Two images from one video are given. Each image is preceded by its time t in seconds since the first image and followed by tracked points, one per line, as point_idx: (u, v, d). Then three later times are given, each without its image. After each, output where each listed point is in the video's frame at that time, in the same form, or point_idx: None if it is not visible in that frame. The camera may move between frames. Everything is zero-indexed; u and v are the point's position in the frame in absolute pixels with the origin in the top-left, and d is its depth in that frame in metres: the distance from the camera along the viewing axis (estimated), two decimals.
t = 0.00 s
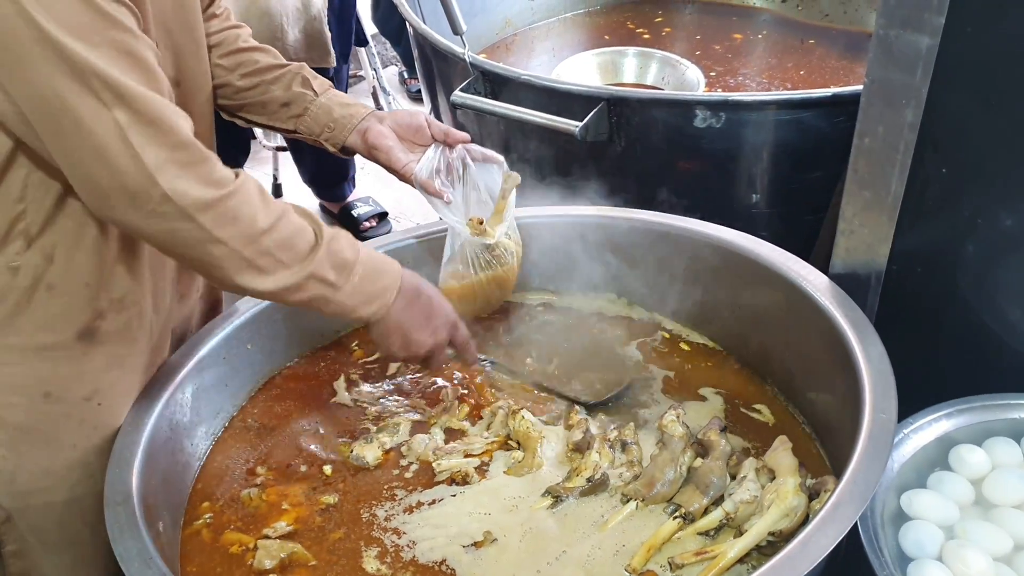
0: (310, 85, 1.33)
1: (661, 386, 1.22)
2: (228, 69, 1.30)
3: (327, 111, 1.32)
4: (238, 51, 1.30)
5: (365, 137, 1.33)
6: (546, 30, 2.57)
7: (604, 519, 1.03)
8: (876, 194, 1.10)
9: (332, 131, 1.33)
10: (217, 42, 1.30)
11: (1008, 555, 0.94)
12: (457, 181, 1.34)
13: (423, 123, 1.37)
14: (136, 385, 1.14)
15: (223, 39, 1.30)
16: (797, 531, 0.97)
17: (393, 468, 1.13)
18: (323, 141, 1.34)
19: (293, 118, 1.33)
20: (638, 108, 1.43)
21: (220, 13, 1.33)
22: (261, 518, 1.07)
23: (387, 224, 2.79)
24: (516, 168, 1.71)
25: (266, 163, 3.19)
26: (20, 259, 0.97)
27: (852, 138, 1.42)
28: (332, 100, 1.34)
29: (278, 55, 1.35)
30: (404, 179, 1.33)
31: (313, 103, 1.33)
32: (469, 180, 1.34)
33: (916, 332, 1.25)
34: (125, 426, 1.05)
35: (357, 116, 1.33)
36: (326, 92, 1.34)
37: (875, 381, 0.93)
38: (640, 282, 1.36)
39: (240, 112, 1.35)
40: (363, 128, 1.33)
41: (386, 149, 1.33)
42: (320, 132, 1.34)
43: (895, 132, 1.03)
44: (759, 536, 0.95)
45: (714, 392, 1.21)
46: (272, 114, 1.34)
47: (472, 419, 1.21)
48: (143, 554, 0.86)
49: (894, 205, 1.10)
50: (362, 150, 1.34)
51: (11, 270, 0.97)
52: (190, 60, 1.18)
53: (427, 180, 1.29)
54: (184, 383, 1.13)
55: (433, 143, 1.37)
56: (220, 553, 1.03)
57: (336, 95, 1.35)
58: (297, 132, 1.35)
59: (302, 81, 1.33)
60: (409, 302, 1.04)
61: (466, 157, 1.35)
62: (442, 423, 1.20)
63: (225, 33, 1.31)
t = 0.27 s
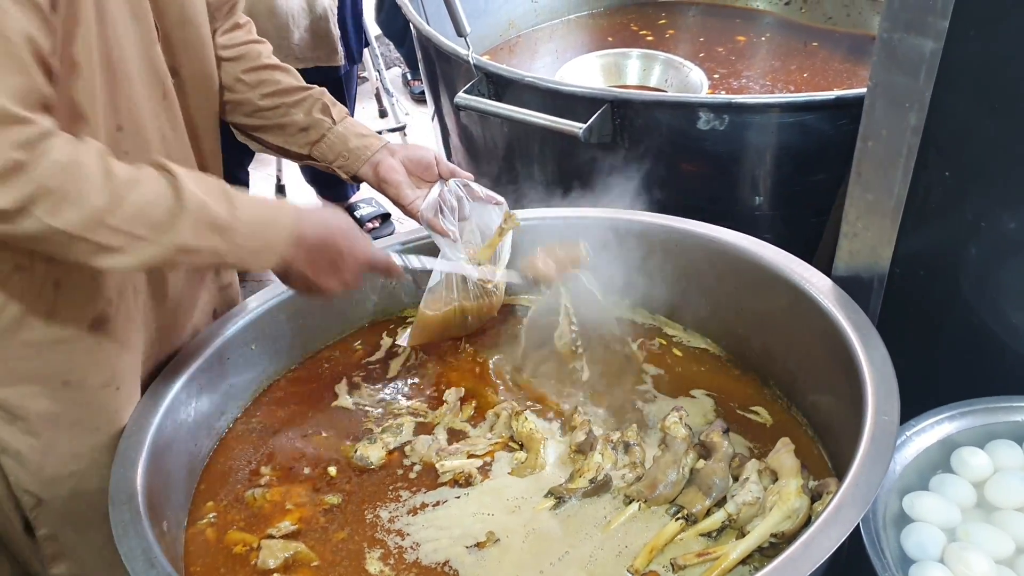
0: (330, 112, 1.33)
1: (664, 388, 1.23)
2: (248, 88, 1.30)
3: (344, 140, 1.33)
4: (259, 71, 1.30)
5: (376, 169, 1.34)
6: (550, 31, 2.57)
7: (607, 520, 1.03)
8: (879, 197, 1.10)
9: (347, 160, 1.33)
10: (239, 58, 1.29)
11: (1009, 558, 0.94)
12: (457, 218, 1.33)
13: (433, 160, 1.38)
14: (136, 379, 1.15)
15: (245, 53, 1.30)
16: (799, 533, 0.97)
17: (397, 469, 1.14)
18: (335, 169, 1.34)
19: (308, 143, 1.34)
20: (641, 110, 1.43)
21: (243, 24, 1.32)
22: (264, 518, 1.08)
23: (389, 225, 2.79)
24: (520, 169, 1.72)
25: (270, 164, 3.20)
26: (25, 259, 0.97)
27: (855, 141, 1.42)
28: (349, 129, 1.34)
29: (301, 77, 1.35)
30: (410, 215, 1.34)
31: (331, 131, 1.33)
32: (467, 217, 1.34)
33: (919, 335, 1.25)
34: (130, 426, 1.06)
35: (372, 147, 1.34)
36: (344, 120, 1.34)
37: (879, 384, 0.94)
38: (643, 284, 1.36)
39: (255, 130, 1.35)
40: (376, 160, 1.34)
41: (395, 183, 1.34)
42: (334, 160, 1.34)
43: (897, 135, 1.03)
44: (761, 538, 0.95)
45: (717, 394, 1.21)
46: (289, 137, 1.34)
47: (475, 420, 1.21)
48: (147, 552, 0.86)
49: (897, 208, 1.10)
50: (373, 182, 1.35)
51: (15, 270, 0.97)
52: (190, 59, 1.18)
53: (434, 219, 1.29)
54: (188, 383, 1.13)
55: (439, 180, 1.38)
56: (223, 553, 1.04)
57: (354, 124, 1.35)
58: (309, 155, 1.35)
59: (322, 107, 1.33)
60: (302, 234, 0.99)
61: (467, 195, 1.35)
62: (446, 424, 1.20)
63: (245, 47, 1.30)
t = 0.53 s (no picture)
0: (324, 104, 1.34)
1: (664, 389, 1.23)
2: (242, 83, 1.32)
3: (339, 132, 1.33)
4: (252, 66, 1.32)
5: (374, 158, 1.34)
6: (551, 34, 2.58)
7: (607, 522, 1.03)
8: (879, 199, 1.10)
9: (343, 151, 1.33)
10: (232, 54, 1.31)
11: (1007, 559, 0.94)
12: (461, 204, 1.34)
13: (431, 148, 1.38)
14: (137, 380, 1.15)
15: (238, 51, 1.31)
16: (798, 535, 0.97)
17: (398, 470, 1.14)
18: (333, 161, 1.34)
19: (305, 137, 1.34)
20: (642, 112, 1.43)
21: (236, 26, 1.34)
22: (265, 518, 1.08)
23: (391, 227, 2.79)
24: (521, 172, 1.72)
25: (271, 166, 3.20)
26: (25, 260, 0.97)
27: (855, 144, 1.43)
28: (344, 121, 1.34)
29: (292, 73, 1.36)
30: (411, 203, 1.36)
31: (325, 123, 1.33)
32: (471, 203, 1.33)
33: (918, 338, 1.26)
34: (131, 426, 1.06)
35: (368, 137, 1.33)
36: (339, 113, 1.35)
37: (878, 386, 0.94)
38: (642, 286, 1.37)
39: (252, 128, 1.37)
40: (374, 148, 1.34)
41: (395, 172, 1.34)
42: (330, 152, 1.34)
43: (897, 138, 1.04)
44: (760, 540, 0.96)
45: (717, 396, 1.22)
46: (285, 132, 1.35)
47: (476, 421, 1.22)
48: (149, 553, 0.87)
49: (896, 210, 1.10)
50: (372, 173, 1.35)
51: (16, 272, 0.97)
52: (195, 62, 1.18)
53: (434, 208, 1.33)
54: (190, 384, 1.14)
55: (440, 167, 1.39)
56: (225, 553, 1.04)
57: (349, 116, 1.35)
58: (306, 149, 1.35)
59: (315, 100, 1.33)
60: (233, 184, 0.98)
61: (468, 180, 1.34)
62: (446, 425, 1.20)
63: (238, 46, 1.32)
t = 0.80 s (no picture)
0: (308, 86, 1.35)
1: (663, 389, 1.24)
2: (227, 70, 1.31)
3: (325, 113, 1.34)
4: (238, 51, 1.32)
5: (362, 138, 1.35)
6: (553, 35, 2.59)
7: (607, 519, 1.04)
8: (878, 199, 1.11)
9: (330, 131, 1.34)
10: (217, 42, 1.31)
11: (1006, 557, 0.95)
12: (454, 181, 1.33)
13: (420, 125, 1.38)
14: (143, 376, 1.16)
15: (222, 38, 1.31)
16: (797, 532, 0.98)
17: (399, 468, 1.15)
18: (321, 142, 1.35)
19: (292, 118, 1.35)
20: (643, 112, 1.44)
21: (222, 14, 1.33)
22: (267, 515, 1.09)
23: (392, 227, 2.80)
24: (522, 171, 1.73)
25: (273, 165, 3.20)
26: (29, 258, 0.97)
27: (855, 144, 1.43)
28: (330, 101, 1.35)
29: (276, 56, 1.36)
30: (402, 180, 1.35)
31: (312, 104, 1.34)
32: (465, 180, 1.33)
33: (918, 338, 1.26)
34: (134, 423, 1.07)
35: (354, 117, 1.35)
36: (324, 93, 1.36)
37: (877, 385, 0.94)
38: (642, 285, 1.37)
39: (239, 112, 1.37)
40: (361, 129, 1.34)
41: (383, 151, 1.35)
42: (318, 133, 1.35)
43: (897, 139, 1.04)
44: (759, 537, 0.96)
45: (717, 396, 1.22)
46: (271, 114, 1.36)
47: (477, 420, 1.22)
48: (152, 548, 0.87)
49: (896, 210, 1.11)
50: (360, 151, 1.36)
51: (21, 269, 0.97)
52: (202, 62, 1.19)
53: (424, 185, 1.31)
54: (193, 382, 1.14)
55: (430, 144, 1.39)
56: (227, 550, 1.05)
57: (335, 96, 1.36)
58: (294, 130, 1.36)
59: (301, 82, 1.34)
60: (397, 280, 1.03)
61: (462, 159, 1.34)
62: (447, 423, 1.21)
63: (220, 33, 1.32)
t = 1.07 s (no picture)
0: (319, 91, 1.35)
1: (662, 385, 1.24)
2: (239, 70, 1.33)
3: (335, 118, 1.34)
4: (251, 53, 1.33)
5: (369, 145, 1.34)
6: (556, 33, 2.59)
7: (608, 514, 1.04)
8: (878, 195, 1.11)
9: (339, 137, 1.34)
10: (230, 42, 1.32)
11: (1004, 551, 0.95)
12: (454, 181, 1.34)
13: (424, 134, 1.39)
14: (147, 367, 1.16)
15: (235, 38, 1.32)
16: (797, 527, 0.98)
17: (401, 462, 1.15)
18: (328, 148, 1.35)
19: (302, 122, 1.36)
20: (643, 110, 1.44)
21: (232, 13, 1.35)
22: (270, 508, 1.09)
23: (395, 226, 2.80)
24: (524, 169, 1.73)
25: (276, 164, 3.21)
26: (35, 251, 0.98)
27: (856, 142, 1.44)
28: (340, 108, 1.35)
29: (288, 59, 1.37)
30: (405, 187, 1.35)
31: (322, 109, 1.34)
32: (464, 182, 1.34)
33: (919, 335, 1.26)
34: (138, 417, 1.07)
35: (363, 124, 1.34)
36: (334, 99, 1.36)
37: (876, 380, 0.95)
38: (642, 280, 1.38)
39: (248, 113, 1.38)
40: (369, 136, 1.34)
41: (390, 159, 1.34)
42: (326, 138, 1.35)
43: (897, 135, 1.05)
44: (760, 531, 0.97)
45: (717, 392, 1.23)
46: (281, 118, 1.36)
47: (479, 415, 1.23)
48: (156, 540, 0.88)
49: (896, 207, 1.11)
50: (366, 159, 1.35)
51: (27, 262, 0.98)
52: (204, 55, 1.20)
53: (430, 186, 1.32)
54: (196, 376, 1.15)
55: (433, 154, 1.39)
56: (229, 543, 1.05)
57: (344, 103, 1.37)
58: (302, 134, 1.37)
59: (312, 86, 1.35)
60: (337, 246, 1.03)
61: (461, 161, 1.35)
62: (449, 418, 1.21)
63: (234, 33, 1.33)
